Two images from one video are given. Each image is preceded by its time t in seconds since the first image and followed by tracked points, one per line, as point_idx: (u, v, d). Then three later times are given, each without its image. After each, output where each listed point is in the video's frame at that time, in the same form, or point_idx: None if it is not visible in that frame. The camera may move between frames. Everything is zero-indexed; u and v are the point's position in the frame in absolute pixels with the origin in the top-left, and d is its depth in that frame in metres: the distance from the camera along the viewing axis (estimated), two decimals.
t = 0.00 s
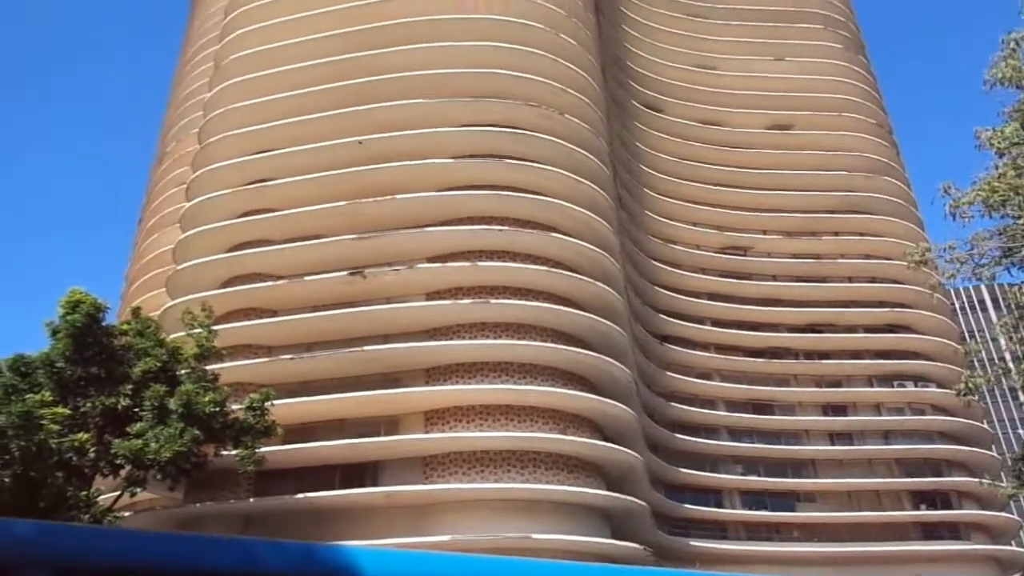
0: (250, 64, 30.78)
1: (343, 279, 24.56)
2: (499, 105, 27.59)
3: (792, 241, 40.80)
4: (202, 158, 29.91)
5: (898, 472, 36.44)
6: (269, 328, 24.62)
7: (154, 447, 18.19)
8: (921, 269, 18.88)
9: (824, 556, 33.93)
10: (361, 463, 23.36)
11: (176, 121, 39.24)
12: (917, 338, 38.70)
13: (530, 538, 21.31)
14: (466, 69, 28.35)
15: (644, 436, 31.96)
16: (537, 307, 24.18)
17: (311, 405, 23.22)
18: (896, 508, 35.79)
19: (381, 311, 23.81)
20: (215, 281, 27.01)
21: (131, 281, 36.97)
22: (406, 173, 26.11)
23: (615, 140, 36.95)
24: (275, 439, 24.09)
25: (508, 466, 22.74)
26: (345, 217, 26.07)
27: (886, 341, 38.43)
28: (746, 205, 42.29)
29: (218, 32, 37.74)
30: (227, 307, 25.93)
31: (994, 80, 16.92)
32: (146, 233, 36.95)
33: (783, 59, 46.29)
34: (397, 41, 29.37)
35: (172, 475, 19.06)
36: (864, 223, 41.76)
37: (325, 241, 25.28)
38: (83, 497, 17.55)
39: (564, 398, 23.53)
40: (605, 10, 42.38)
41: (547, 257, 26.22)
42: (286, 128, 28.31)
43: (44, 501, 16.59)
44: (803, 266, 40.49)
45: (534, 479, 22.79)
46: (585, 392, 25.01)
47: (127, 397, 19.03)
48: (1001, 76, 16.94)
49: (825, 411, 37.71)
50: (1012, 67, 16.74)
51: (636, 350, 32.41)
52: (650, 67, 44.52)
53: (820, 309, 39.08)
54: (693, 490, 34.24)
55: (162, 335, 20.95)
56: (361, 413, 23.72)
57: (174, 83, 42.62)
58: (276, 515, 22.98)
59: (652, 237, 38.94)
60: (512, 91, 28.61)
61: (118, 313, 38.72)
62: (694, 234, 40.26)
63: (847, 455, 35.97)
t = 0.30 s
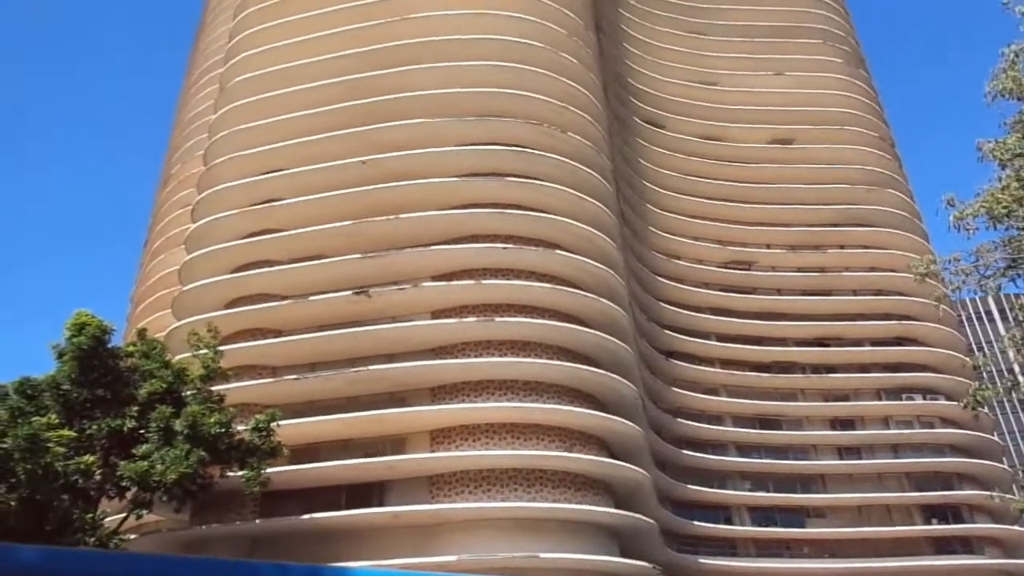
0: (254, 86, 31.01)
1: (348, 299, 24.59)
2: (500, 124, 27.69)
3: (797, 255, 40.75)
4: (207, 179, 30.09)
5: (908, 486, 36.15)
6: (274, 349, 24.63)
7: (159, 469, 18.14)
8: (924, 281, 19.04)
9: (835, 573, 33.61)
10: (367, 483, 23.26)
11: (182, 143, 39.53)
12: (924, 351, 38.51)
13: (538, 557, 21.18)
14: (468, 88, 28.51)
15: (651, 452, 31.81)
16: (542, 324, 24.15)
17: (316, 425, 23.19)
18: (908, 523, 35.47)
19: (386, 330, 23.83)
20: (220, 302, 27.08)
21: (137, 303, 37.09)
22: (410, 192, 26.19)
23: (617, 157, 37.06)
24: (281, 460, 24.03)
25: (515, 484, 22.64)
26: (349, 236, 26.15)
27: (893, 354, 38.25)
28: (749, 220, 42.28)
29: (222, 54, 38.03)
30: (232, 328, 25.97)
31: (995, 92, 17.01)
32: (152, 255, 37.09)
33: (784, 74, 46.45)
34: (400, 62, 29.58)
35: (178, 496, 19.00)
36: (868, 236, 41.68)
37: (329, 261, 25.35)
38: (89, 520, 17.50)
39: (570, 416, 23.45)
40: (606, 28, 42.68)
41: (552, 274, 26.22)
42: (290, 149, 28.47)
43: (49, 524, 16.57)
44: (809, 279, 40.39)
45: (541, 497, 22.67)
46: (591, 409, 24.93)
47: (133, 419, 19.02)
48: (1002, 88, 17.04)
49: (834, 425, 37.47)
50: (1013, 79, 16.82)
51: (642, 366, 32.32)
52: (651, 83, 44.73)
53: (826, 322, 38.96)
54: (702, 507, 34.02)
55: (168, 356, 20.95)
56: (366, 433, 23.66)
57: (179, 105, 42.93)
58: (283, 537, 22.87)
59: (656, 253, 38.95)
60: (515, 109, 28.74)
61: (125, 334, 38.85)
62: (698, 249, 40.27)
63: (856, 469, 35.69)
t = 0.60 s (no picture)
0: (256, 110, 31.18)
1: (349, 321, 24.54)
2: (502, 146, 27.83)
3: (799, 274, 40.70)
4: (209, 203, 30.18)
5: (915, 506, 35.82)
6: (275, 372, 24.57)
7: (160, 493, 17.97)
8: (925, 299, 19.07)
9: None
10: (370, 507, 23.07)
11: (184, 167, 39.68)
12: (929, 369, 38.30)
13: None
14: (468, 111, 28.64)
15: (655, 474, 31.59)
16: (544, 345, 24.06)
17: (317, 448, 23.07)
18: (916, 544, 35.10)
19: (388, 352, 23.77)
20: (222, 325, 27.05)
21: (138, 326, 37.10)
22: (411, 214, 26.23)
23: (618, 178, 37.16)
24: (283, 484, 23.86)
25: (518, 507, 22.45)
26: (350, 259, 26.16)
27: (897, 372, 38.06)
28: (751, 239, 42.29)
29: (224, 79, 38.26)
30: (234, 351, 25.91)
31: (994, 110, 17.07)
32: (153, 278, 37.13)
33: (784, 94, 46.64)
34: (401, 85, 29.76)
35: (178, 521, 18.82)
36: (870, 254, 41.63)
37: (330, 283, 25.34)
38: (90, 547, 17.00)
39: (573, 437, 23.28)
40: (605, 50, 43.00)
41: (553, 295, 26.15)
42: (291, 172, 28.58)
43: (49, 551, 16.51)
44: (811, 298, 40.29)
45: (545, 520, 22.46)
46: (595, 430, 24.77)
47: (133, 443, 18.88)
48: (1000, 106, 17.08)
49: (839, 444, 37.18)
50: (1012, 97, 16.88)
51: (645, 387, 32.18)
52: (651, 105, 44.98)
53: (829, 341, 38.82)
54: (707, 528, 33.71)
55: (169, 380, 20.81)
56: (368, 456, 23.51)
57: (181, 129, 43.14)
58: (284, 562, 22.66)
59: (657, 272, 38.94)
60: (515, 131, 28.85)
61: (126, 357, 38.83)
62: (699, 269, 40.25)
63: (862, 489, 35.38)
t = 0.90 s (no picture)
0: (254, 133, 31.29)
1: (347, 343, 24.49)
2: (500, 167, 27.95)
3: (797, 293, 40.71)
4: (207, 225, 30.21)
5: (917, 525, 35.58)
6: (273, 394, 24.48)
7: (157, 518, 17.80)
8: (924, 318, 19.14)
9: None
10: (368, 530, 22.88)
11: (182, 190, 39.74)
12: (928, 387, 38.20)
13: None
14: (466, 133, 28.77)
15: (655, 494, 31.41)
16: (543, 366, 23.99)
17: (315, 471, 22.92)
18: (918, 564, 34.83)
19: (386, 374, 23.70)
20: (220, 348, 26.98)
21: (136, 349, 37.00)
22: (409, 236, 26.26)
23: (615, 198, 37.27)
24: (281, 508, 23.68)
25: (518, 529, 22.29)
26: (348, 280, 26.15)
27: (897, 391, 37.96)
28: (748, 258, 42.35)
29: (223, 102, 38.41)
30: (232, 373, 25.83)
31: (989, 129, 17.21)
32: (152, 300, 37.07)
33: (779, 114, 46.91)
34: (399, 107, 29.90)
35: (176, 546, 18.63)
36: (868, 272, 41.65)
37: (328, 305, 25.31)
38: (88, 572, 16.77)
39: (573, 458, 23.16)
40: (601, 71, 43.31)
41: (552, 315, 26.11)
42: (290, 194, 28.64)
43: None
44: (810, 317, 40.27)
45: (545, 542, 22.29)
46: (594, 451, 24.64)
47: (130, 468, 18.74)
48: (995, 125, 17.23)
49: (840, 464, 36.98)
50: (1007, 116, 17.03)
51: (645, 407, 32.07)
52: (648, 125, 45.25)
53: (828, 360, 38.75)
54: (709, 549, 33.46)
55: (166, 403, 20.69)
56: (367, 478, 23.35)
57: (180, 153, 43.25)
58: None
59: (655, 292, 38.97)
60: (514, 152, 28.97)
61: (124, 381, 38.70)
62: (698, 288, 40.28)
63: (864, 509, 35.15)
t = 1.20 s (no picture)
0: (254, 155, 31.44)
1: (346, 364, 24.46)
2: (499, 188, 28.09)
3: (796, 312, 40.73)
4: (206, 247, 30.27)
5: (920, 545, 35.36)
6: (271, 415, 24.41)
7: (154, 542, 17.57)
8: (923, 337, 19.17)
9: None
10: (367, 553, 22.71)
11: (182, 212, 39.83)
12: (928, 406, 38.09)
13: None
14: (464, 154, 28.92)
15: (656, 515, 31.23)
16: (542, 386, 23.93)
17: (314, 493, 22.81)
18: None
19: (385, 395, 23.66)
20: (219, 370, 26.94)
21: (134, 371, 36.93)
22: (408, 257, 26.33)
23: (614, 218, 37.42)
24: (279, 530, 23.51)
25: (518, 551, 22.15)
26: (347, 301, 26.16)
27: (897, 409, 37.86)
28: (747, 277, 42.41)
29: (222, 124, 38.57)
30: (231, 395, 25.79)
31: (985, 148, 17.35)
32: (150, 322, 37.04)
33: (776, 133, 47.19)
34: (397, 129, 30.07)
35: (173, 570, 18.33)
36: (866, 291, 41.68)
37: (327, 326, 25.31)
38: None
39: (573, 479, 23.05)
40: (598, 92, 43.68)
41: (551, 335, 26.08)
42: (290, 216, 28.74)
43: None
44: (809, 335, 40.26)
45: (545, 564, 22.14)
46: (594, 472, 24.52)
47: (127, 491, 18.61)
48: (991, 144, 17.38)
49: (841, 483, 36.78)
50: (1001, 135, 17.19)
51: (644, 427, 31.98)
52: (645, 146, 45.54)
53: (828, 378, 38.69)
54: (710, 570, 33.24)
55: (164, 426, 20.57)
56: (365, 500, 23.21)
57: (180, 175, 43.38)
58: None
59: (654, 311, 39.02)
60: (512, 173, 29.12)
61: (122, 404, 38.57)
62: (696, 307, 40.32)
63: (866, 528, 34.93)
